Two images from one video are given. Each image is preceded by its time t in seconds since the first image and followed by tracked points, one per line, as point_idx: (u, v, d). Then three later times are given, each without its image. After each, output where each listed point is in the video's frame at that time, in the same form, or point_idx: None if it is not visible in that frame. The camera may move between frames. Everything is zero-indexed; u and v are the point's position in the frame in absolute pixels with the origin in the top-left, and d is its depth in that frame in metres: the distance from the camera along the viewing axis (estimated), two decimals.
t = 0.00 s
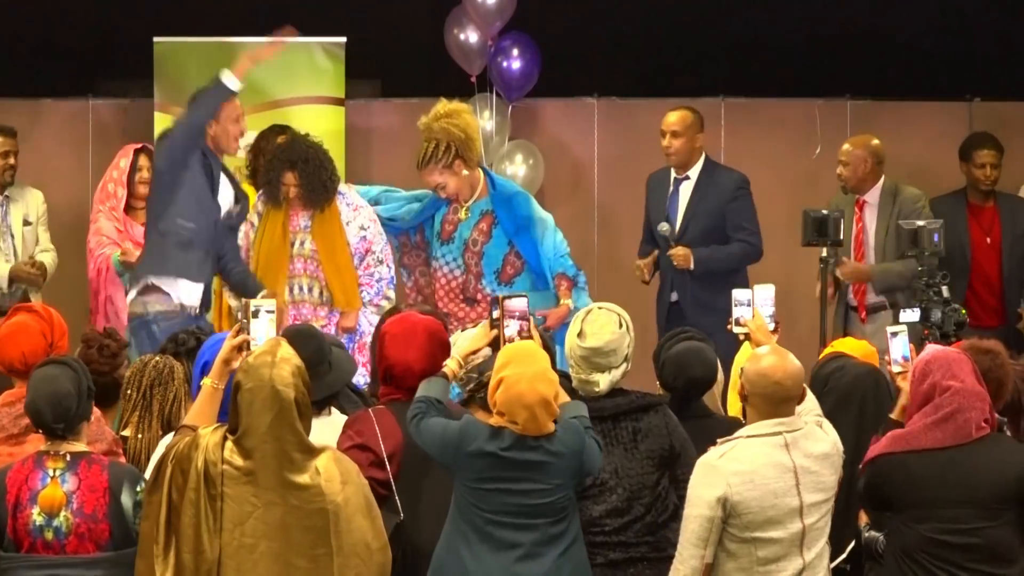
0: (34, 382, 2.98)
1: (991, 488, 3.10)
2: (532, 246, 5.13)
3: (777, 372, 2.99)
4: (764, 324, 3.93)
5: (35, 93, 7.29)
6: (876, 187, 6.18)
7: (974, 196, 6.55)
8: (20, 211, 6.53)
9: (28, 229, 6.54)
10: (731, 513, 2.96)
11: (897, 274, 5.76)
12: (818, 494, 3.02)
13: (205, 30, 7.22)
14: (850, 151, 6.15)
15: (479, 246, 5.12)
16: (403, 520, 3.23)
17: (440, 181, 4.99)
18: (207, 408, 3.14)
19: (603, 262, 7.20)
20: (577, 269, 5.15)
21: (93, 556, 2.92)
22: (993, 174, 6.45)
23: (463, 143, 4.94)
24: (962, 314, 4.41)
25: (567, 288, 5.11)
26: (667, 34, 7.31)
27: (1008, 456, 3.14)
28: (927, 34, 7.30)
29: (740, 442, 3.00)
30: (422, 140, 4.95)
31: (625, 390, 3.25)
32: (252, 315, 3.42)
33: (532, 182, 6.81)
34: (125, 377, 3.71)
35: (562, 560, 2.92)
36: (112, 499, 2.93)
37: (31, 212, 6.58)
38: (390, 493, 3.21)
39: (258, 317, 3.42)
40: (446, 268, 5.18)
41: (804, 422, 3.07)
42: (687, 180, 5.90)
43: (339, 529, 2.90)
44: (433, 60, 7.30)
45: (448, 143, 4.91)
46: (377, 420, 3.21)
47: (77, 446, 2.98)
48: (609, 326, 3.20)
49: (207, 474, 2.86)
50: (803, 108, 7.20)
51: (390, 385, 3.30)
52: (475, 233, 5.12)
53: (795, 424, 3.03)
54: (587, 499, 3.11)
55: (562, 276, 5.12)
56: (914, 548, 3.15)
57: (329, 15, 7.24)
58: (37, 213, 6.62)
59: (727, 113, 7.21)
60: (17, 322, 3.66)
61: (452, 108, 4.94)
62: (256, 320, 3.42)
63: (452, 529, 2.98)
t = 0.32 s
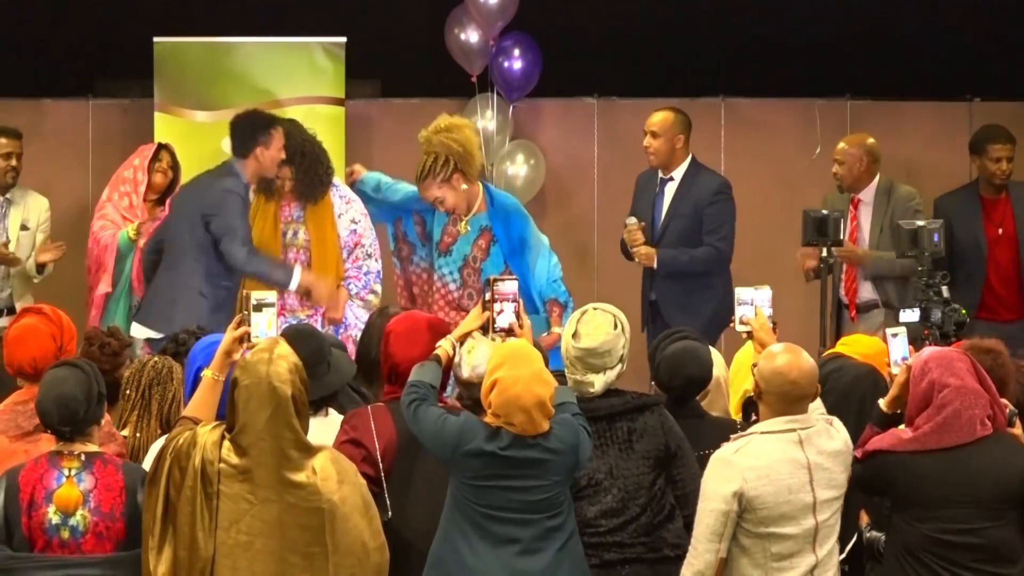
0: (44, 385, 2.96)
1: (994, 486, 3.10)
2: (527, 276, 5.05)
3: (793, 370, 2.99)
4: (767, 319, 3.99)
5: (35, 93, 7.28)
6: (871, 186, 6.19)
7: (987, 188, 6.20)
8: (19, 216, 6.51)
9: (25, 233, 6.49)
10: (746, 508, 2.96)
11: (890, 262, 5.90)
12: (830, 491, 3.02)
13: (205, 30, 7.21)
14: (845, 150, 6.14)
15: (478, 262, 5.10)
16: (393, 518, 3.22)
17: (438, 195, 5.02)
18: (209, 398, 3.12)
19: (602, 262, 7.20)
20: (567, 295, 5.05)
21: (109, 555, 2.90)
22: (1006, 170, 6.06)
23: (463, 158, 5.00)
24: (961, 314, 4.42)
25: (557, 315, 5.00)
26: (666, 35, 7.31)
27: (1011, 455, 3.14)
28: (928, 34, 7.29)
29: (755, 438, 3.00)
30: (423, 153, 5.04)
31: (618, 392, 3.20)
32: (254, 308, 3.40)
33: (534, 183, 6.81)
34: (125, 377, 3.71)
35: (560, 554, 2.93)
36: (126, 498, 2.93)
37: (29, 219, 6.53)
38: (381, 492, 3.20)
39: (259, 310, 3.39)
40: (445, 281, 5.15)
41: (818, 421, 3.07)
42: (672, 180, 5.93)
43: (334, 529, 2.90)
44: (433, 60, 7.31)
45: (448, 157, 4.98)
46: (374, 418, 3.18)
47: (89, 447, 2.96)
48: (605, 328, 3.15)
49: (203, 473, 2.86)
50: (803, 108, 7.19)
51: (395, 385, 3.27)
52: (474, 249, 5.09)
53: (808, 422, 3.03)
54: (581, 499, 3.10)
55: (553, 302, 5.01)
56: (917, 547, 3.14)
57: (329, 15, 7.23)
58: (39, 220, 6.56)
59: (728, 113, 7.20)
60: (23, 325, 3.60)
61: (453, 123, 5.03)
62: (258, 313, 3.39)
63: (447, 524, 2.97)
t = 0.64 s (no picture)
0: (77, 380, 2.97)
1: (999, 486, 3.10)
2: (530, 264, 4.74)
3: (805, 372, 2.99)
4: (769, 324, 3.97)
5: (35, 94, 7.28)
6: (862, 187, 6.16)
7: (1010, 184, 6.15)
8: (25, 211, 6.51)
9: (30, 229, 6.50)
10: (761, 508, 2.95)
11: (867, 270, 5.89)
12: (842, 494, 3.02)
13: (206, 32, 7.21)
14: (835, 152, 6.13)
15: (474, 251, 4.76)
16: (387, 517, 3.22)
17: (439, 183, 4.65)
18: (212, 396, 3.11)
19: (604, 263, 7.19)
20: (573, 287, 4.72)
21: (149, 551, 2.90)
22: None
23: (466, 148, 4.61)
24: (961, 314, 4.40)
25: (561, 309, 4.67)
26: (665, 36, 7.30)
27: (1016, 455, 3.13)
28: (927, 33, 7.29)
29: (766, 439, 3.00)
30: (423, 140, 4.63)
31: (615, 388, 3.19)
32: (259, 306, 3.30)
33: (535, 184, 6.74)
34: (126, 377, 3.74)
35: (553, 553, 2.92)
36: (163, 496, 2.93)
37: (35, 212, 6.54)
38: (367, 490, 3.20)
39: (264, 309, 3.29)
40: (441, 266, 4.84)
41: (829, 422, 3.07)
42: (654, 179, 5.96)
43: (334, 529, 2.89)
44: (433, 61, 7.30)
45: (449, 147, 4.59)
46: (369, 415, 3.17)
47: (121, 443, 2.98)
48: (600, 328, 3.12)
49: (205, 471, 2.86)
50: (804, 108, 7.19)
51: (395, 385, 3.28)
52: (471, 237, 4.76)
53: (821, 424, 3.03)
54: (579, 498, 3.09)
55: (555, 293, 4.69)
56: (920, 547, 3.13)
57: (330, 17, 7.24)
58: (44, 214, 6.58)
59: (728, 112, 7.20)
60: (33, 314, 3.49)
61: (456, 109, 4.62)
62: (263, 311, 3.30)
63: (440, 520, 2.97)
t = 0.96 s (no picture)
0: (102, 378, 3.00)
1: (1002, 486, 3.10)
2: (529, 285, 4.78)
3: (813, 372, 2.99)
4: (771, 325, 3.96)
5: (34, 94, 7.27)
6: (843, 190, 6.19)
7: None
8: (32, 227, 6.54)
9: (38, 245, 6.53)
10: (768, 506, 2.96)
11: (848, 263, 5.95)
12: (846, 493, 3.03)
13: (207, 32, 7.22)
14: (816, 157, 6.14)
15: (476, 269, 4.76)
16: (387, 518, 3.22)
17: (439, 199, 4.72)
18: (220, 396, 3.12)
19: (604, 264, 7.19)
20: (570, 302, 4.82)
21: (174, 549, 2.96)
22: None
23: (473, 161, 4.72)
24: (961, 314, 4.40)
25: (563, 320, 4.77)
26: (665, 37, 7.31)
27: (1018, 456, 3.13)
28: (926, 32, 7.30)
29: (771, 437, 3.00)
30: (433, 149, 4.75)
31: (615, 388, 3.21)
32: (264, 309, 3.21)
33: (537, 182, 6.75)
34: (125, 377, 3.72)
35: (545, 553, 2.92)
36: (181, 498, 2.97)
37: (41, 229, 6.56)
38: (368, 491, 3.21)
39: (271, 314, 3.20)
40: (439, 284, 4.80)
41: (834, 422, 3.07)
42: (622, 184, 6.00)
43: (333, 529, 2.89)
44: (432, 62, 7.31)
45: (457, 157, 4.71)
46: (366, 419, 3.17)
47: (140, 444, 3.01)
48: (602, 329, 3.15)
49: (206, 470, 2.86)
50: (804, 108, 7.20)
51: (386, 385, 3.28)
52: (471, 255, 4.76)
53: (827, 423, 3.03)
54: (579, 499, 3.10)
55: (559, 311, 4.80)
56: (922, 547, 3.11)
57: (330, 18, 7.25)
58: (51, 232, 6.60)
59: (728, 112, 7.20)
60: (32, 316, 3.48)
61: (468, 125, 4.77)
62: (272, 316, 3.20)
63: (433, 521, 2.97)
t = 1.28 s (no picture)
0: (105, 375, 2.99)
1: (1004, 484, 3.10)
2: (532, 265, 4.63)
3: (815, 372, 2.99)
4: (772, 326, 3.96)
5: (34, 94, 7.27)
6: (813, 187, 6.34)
7: None
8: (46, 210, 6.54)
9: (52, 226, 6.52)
10: (771, 507, 2.96)
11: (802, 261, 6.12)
12: (849, 494, 3.03)
13: (208, 32, 7.22)
14: (788, 153, 6.23)
15: (467, 250, 4.65)
16: (387, 518, 3.22)
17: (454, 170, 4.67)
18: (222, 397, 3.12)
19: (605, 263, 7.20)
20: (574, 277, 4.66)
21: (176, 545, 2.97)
22: None
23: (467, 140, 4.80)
24: (962, 314, 4.41)
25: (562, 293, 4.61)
26: (664, 37, 7.31)
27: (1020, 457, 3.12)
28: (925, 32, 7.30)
29: (773, 438, 3.01)
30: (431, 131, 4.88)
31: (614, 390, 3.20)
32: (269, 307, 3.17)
33: (537, 183, 6.75)
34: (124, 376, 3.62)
35: (548, 551, 2.93)
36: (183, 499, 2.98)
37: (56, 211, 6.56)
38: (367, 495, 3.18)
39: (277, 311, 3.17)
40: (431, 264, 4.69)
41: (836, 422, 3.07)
42: (591, 181, 5.88)
43: (329, 528, 2.88)
44: (432, 62, 7.31)
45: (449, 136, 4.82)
46: (364, 422, 3.15)
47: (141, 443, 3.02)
48: (601, 330, 3.13)
49: (203, 471, 2.86)
50: (804, 109, 7.21)
51: (380, 386, 3.27)
52: (461, 237, 4.65)
53: (829, 424, 3.03)
54: (578, 499, 3.09)
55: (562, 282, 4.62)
56: (924, 545, 3.10)
57: (330, 19, 7.25)
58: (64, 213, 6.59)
59: (728, 113, 7.21)
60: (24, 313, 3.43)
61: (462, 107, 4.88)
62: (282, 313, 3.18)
63: (434, 520, 2.97)
